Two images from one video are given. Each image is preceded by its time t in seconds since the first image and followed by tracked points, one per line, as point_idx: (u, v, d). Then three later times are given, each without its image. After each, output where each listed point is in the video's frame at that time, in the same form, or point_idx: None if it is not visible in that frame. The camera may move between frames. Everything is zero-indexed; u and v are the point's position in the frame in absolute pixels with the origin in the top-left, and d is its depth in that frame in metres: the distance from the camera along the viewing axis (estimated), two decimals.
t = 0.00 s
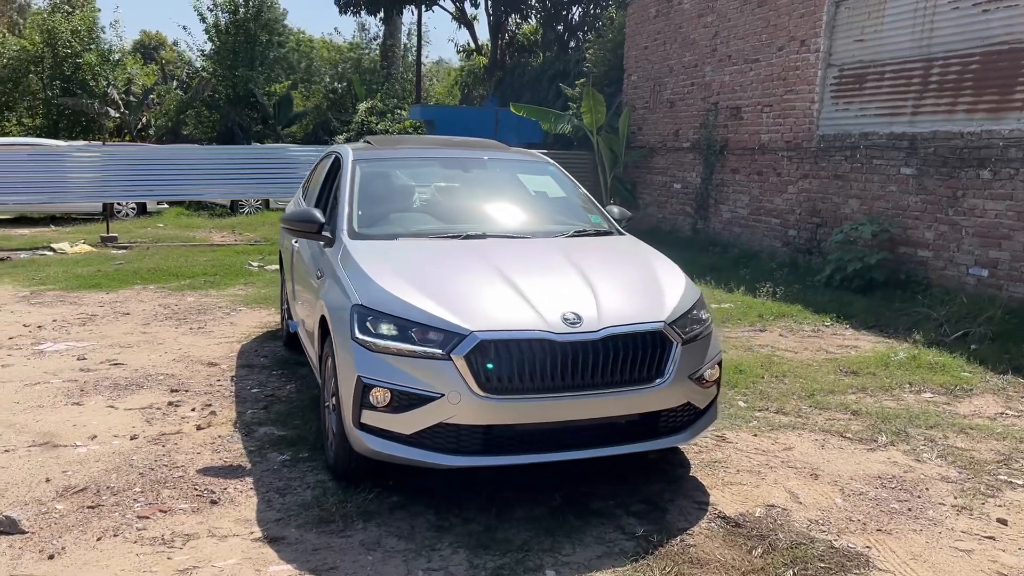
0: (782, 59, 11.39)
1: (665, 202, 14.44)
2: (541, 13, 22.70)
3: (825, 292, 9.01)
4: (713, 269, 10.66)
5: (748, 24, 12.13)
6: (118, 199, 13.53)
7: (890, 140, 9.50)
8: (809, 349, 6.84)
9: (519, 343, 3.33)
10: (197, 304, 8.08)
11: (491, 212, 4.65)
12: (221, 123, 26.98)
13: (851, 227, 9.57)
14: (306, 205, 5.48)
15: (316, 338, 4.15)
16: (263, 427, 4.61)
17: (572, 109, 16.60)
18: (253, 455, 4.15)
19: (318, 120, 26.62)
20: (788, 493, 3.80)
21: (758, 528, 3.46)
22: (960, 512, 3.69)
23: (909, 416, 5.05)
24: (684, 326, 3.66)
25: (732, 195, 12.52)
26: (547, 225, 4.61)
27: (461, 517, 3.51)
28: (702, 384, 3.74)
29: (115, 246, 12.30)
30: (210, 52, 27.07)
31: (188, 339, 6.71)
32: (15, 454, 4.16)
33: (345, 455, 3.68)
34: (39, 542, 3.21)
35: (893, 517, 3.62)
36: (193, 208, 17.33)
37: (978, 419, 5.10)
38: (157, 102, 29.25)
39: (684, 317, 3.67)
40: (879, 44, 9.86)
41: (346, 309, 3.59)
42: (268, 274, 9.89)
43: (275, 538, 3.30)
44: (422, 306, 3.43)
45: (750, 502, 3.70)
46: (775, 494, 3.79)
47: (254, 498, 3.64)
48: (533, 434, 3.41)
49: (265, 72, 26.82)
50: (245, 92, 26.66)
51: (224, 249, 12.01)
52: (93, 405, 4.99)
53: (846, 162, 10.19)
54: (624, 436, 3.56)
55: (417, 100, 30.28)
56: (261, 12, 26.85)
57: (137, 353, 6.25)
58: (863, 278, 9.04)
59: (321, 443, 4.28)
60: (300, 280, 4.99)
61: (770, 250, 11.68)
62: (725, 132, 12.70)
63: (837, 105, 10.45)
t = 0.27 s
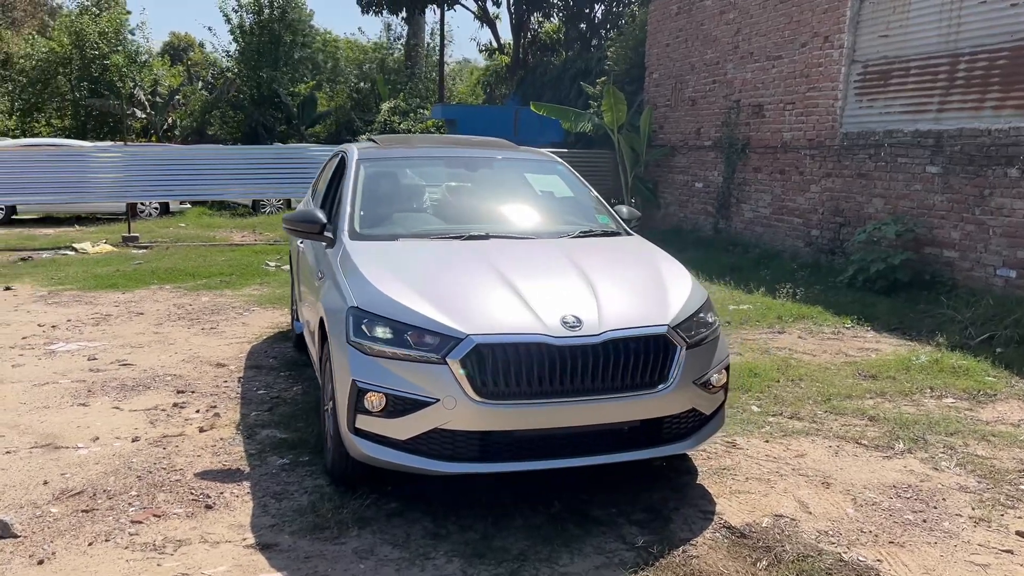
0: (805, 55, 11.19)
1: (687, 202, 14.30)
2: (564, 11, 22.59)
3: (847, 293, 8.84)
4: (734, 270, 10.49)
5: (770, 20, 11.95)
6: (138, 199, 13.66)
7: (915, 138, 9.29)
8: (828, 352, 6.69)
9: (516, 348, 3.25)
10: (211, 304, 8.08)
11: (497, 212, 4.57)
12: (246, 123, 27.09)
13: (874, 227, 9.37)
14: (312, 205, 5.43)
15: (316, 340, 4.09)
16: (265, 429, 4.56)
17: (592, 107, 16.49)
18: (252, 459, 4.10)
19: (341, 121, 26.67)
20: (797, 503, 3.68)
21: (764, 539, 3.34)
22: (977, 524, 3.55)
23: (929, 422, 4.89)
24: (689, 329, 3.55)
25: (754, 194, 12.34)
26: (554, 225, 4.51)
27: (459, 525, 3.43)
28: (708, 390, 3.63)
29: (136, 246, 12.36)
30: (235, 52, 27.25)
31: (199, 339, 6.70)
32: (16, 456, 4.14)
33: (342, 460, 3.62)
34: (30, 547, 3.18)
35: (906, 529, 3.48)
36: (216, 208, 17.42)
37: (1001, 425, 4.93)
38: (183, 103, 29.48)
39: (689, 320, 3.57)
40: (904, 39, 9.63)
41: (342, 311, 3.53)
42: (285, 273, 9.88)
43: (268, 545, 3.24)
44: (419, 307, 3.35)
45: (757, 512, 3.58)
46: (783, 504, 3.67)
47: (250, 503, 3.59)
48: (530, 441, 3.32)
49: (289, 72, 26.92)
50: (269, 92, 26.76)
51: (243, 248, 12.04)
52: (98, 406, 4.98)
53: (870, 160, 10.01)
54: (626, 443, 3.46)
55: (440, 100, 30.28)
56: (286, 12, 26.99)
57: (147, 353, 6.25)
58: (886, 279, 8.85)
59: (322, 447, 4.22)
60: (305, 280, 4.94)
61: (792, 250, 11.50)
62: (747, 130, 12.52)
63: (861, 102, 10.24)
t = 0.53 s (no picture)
0: (829, 51, 11.00)
1: (710, 200, 14.14)
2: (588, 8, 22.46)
3: (870, 294, 8.67)
4: (756, 269, 10.34)
5: (794, 16, 11.77)
6: (161, 199, 13.78)
7: (942, 135, 9.09)
8: (848, 355, 6.55)
9: (515, 352, 3.19)
10: (227, 304, 8.09)
11: (503, 214, 4.50)
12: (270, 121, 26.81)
13: (899, 227, 9.18)
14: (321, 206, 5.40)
15: (319, 343, 4.05)
16: (271, 431, 4.54)
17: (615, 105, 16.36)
18: (255, 461, 4.07)
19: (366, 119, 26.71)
20: (807, 512, 3.58)
21: (771, 550, 3.25)
22: (994, 536, 3.43)
23: (949, 428, 4.75)
24: (695, 333, 3.47)
25: (778, 193, 12.17)
26: (561, 226, 4.44)
27: (458, 531, 3.38)
28: (714, 395, 3.54)
29: (158, 245, 12.45)
30: (261, 52, 27.39)
31: (213, 339, 6.71)
32: (22, 456, 4.15)
33: (342, 465, 3.58)
34: (28, 550, 3.17)
35: (919, 540, 3.37)
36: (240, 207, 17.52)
37: None
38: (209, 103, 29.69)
39: (695, 324, 3.48)
40: (931, 34, 9.43)
41: (342, 314, 3.49)
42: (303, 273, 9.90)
43: (264, 550, 3.20)
44: (417, 311, 3.30)
45: (765, 521, 3.49)
46: (793, 513, 3.57)
47: (249, 507, 3.56)
48: (530, 447, 3.26)
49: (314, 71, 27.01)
50: (294, 92, 26.82)
51: (264, 248, 12.08)
52: (108, 406, 4.99)
53: (895, 158, 9.81)
54: (629, 450, 3.39)
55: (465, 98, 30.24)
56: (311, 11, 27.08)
57: (160, 353, 6.26)
58: (911, 280, 8.67)
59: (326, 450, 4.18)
60: (311, 282, 4.91)
61: (816, 250, 11.32)
62: (771, 127, 12.35)
63: (886, 99, 10.05)
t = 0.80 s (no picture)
0: (855, 47, 10.82)
1: (733, 198, 14.01)
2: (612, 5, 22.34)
3: (894, 294, 8.52)
4: (779, 268, 10.20)
5: (819, 11, 11.60)
6: (185, 198, 13.91)
7: (969, 131, 8.89)
8: (869, 355, 6.43)
9: (515, 353, 3.15)
10: (245, 302, 8.14)
11: (510, 213, 4.45)
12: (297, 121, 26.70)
13: (925, 226, 8.99)
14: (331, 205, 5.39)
15: (323, 342, 4.04)
16: (279, 431, 4.54)
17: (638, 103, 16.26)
18: (260, 461, 4.07)
19: (391, 118, 26.78)
20: (816, 518, 3.50)
21: (777, 556, 3.18)
22: (1010, 544, 3.33)
23: (969, 432, 4.64)
24: (702, 335, 3.40)
25: (802, 191, 12.02)
26: (568, 226, 4.38)
27: (459, 534, 3.34)
28: (721, 398, 3.48)
29: (182, 244, 12.55)
30: (288, 52, 27.57)
31: (229, 338, 6.74)
32: (32, 454, 4.19)
33: (344, 465, 3.56)
34: (30, 549, 3.18)
35: (932, 548, 3.28)
36: (265, 206, 17.64)
37: None
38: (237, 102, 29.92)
39: (701, 325, 3.42)
40: (958, 29, 9.24)
41: (343, 315, 3.47)
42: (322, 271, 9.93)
43: (263, 551, 3.19)
44: (417, 311, 3.27)
45: (772, 527, 3.42)
46: (801, 518, 3.50)
47: (251, 507, 3.55)
48: (530, 450, 3.22)
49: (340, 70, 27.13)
50: (320, 91, 26.89)
51: (286, 246, 12.14)
52: (120, 404, 5.02)
53: (921, 155, 9.63)
54: (632, 453, 3.33)
55: (490, 96, 30.22)
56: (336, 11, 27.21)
57: (176, 351, 6.30)
58: (937, 279, 8.50)
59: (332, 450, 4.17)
60: (321, 281, 4.90)
61: (840, 248, 11.16)
62: (795, 124, 12.19)
63: (912, 95, 9.86)
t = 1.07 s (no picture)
0: (878, 41, 10.63)
1: (756, 195, 13.85)
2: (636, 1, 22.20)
3: (914, 293, 8.36)
4: (799, 267, 10.06)
5: (842, 5, 11.41)
6: (206, 195, 14.01)
7: (994, 127, 8.70)
8: (884, 355, 6.30)
9: (505, 353, 3.11)
10: (260, 300, 8.17)
11: (511, 211, 4.40)
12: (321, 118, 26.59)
13: (948, 223, 8.81)
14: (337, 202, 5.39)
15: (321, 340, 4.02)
16: (280, 429, 4.54)
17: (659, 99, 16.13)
18: (259, 459, 4.07)
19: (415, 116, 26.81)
20: (816, 522, 3.43)
21: (772, 561, 3.11)
22: (1016, 551, 3.23)
23: (982, 434, 4.52)
24: (697, 335, 3.34)
25: (824, 188, 11.85)
26: (569, 223, 4.31)
27: (451, 535, 3.31)
28: (718, 399, 3.41)
29: (203, 241, 12.65)
30: (313, 51, 27.69)
31: (240, 335, 6.77)
32: (35, 450, 4.22)
33: (337, 464, 3.55)
34: (22, 545, 3.20)
35: (934, 555, 3.19)
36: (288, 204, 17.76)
37: None
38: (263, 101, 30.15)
39: (697, 325, 3.35)
40: (984, 22, 9.04)
41: (336, 313, 3.44)
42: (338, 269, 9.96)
43: (252, 550, 3.18)
44: (408, 310, 3.24)
45: (770, 531, 3.35)
46: (800, 522, 3.42)
47: (245, 505, 3.54)
48: (521, 450, 3.18)
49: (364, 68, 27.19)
50: (345, 89, 26.96)
51: (305, 243, 12.19)
52: (126, 401, 5.05)
53: (945, 151, 9.44)
54: (625, 455, 3.28)
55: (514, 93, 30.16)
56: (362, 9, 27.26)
57: (186, 349, 6.33)
58: (960, 278, 8.32)
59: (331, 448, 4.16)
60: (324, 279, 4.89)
61: (862, 246, 10.98)
62: (817, 121, 12.01)
63: (936, 90, 9.67)
